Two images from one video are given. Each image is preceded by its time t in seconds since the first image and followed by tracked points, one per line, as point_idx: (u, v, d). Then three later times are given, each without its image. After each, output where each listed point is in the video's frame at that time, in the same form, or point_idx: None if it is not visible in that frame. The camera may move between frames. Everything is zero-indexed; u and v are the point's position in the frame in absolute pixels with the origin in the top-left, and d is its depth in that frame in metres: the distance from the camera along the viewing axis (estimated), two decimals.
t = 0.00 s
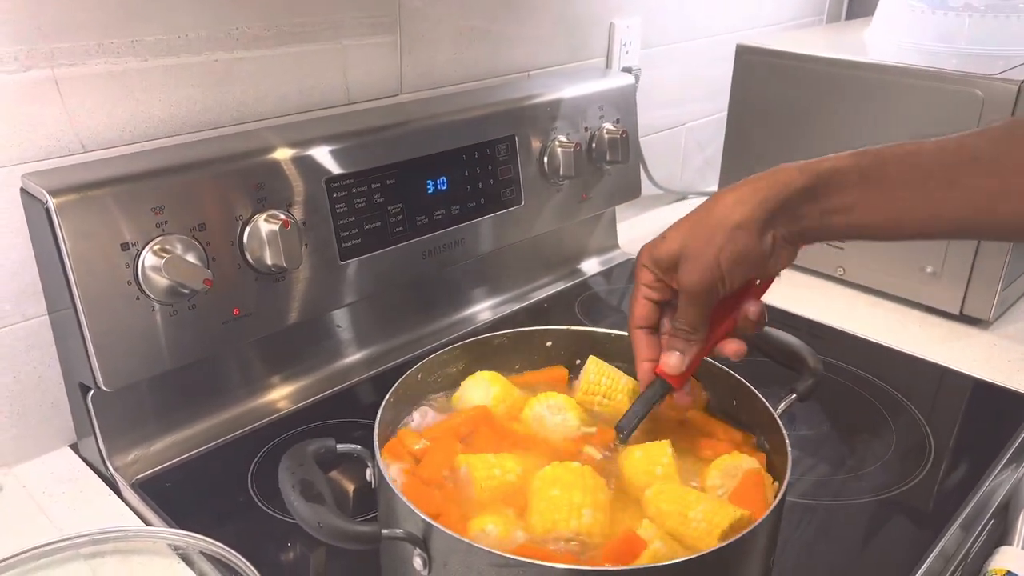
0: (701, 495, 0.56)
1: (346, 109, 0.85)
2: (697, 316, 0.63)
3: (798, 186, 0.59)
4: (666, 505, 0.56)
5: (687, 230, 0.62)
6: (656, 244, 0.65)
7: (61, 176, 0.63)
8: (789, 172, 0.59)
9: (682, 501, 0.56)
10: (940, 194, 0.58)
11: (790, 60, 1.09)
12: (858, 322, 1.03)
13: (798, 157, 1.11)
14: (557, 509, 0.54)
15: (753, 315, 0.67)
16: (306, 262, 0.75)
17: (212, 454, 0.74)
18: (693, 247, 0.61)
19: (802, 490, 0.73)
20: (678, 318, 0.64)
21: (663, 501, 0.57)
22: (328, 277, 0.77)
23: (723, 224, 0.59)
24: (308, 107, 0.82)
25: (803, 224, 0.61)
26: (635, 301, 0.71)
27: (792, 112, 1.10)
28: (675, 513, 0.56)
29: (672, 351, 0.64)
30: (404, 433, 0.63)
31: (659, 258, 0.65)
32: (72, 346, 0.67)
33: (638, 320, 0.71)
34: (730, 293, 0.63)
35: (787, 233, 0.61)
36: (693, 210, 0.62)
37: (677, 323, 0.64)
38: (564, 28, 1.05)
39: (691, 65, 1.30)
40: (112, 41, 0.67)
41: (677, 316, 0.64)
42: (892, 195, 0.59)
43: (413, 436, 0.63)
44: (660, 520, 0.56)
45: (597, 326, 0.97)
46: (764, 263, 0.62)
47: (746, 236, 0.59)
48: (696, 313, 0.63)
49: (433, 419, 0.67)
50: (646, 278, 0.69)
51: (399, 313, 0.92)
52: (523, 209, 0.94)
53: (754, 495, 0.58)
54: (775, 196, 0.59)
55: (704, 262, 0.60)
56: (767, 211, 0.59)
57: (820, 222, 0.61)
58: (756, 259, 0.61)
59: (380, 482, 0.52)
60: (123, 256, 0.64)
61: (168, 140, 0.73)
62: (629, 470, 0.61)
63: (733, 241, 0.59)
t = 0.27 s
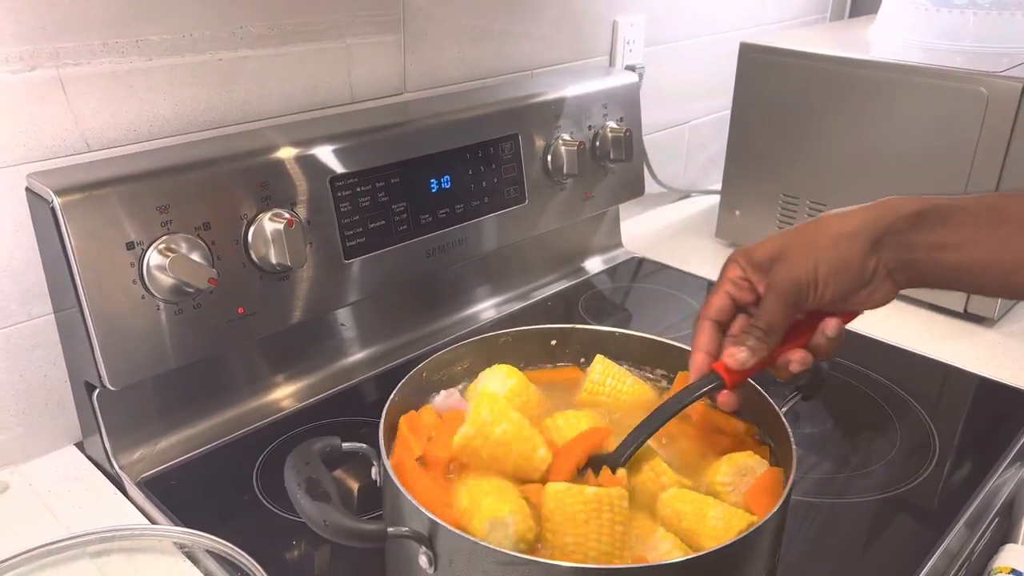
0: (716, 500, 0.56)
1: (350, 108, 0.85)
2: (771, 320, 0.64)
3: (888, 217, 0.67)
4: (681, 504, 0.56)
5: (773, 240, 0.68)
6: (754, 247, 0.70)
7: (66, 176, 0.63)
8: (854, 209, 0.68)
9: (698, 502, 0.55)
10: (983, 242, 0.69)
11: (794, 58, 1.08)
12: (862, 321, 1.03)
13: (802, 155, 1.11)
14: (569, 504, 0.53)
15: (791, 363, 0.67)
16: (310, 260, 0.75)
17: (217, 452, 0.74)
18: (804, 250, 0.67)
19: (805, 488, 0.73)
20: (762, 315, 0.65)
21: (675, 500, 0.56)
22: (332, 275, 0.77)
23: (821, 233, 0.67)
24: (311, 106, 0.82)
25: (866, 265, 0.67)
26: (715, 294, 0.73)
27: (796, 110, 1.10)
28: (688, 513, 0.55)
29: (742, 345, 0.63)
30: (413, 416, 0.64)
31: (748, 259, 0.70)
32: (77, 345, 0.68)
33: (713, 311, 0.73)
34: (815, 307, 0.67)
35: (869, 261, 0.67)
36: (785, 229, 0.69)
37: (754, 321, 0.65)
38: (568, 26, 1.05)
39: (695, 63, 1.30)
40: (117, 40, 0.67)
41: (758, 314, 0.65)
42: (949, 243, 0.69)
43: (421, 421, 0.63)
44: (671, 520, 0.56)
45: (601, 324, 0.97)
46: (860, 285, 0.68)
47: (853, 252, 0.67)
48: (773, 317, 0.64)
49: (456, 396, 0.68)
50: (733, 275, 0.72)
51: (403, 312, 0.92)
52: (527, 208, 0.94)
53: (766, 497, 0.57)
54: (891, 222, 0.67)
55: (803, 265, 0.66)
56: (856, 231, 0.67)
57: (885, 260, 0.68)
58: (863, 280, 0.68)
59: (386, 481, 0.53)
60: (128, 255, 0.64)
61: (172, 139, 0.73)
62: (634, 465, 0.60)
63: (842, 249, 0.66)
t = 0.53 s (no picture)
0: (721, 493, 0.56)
1: (351, 106, 0.85)
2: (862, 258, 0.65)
3: (954, 186, 0.69)
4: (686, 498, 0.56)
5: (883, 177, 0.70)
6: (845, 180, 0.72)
7: (69, 175, 0.64)
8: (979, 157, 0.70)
9: (700, 495, 0.56)
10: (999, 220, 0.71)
11: (795, 54, 1.08)
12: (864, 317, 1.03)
13: (804, 151, 1.11)
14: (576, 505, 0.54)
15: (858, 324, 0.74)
16: (312, 259, 0.76)
17: (220, 451, 0.75)
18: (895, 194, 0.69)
19: (808, 484, 0.73)
20: (844, 264, 0.65)
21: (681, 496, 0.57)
22: (334, 274, 0.78)
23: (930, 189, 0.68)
24: (313, 105, 0.82)
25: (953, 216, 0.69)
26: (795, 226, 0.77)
27: (797, 107, 1.10)
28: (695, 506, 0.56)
29: (817, 295, 0.63)
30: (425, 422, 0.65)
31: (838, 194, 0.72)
32: (80, 344, 0.68)
33: (790, 242, 0.77)
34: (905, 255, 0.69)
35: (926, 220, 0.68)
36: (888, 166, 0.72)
37: (836, 269, 0.65)
38: (569, 23, 1.05)
39: (696, 60, 1.30)
40: (119, 40, 0.67)
41: (844, 258, 0.65)
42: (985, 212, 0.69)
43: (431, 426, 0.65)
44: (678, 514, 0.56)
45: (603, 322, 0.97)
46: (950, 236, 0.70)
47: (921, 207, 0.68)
48: (871, 254, 0.65)
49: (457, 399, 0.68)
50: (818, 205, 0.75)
51: (405, 310, 0.92)
52: (528, 205, 0.94)
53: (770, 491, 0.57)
54: (997, 179, 0.69)
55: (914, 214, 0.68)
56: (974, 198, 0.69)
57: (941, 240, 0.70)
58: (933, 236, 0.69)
59: (390, 479, 0.53)
60: (131, 254, 0.64)
61: (175, 138, 0.73)
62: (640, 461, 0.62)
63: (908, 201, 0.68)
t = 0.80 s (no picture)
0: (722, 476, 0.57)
1: (353, 99, 0.85)
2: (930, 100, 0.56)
3: None
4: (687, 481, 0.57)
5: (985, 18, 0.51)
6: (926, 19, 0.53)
7: (72, 168, 0.64)
8: None
9: (702, 479, 0.57)
10: None
11: (796, 45, 1.08)
12: (866, 308, 1.03)
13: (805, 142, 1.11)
14: (583, 492, 0.54)
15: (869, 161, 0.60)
16: (315, 251, 0.76)
17: (224, 443, 0.75)
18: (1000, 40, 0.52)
19: (811, 473, 0.74)
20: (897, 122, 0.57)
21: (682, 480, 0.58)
22: (337, 266, 0.78)
23: None
24: (314, 97, 0.82)
25: None
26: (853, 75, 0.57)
27: (799, 98, 1.10)
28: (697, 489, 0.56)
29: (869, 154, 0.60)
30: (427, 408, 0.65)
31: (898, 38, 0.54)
32: (85, 336, 0.68)
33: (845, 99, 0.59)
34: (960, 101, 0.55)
35: None
36: None
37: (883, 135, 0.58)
38: (570, 15, 1.05)
39: (698, 52, 1.30)
40: (121, 32, 0.67)
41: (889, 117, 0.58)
42: None
43: (432, 414, 0.65)
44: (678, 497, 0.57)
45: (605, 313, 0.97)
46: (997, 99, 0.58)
47: None
48: (922, 112, 0.56)
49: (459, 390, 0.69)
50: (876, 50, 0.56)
51: (407, 302, 0.92)
52: (530, 197, 0.94)
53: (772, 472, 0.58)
54: None
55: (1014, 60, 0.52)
56: None
57: None
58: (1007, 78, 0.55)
59: (394, 469, 0.53)
60: (135, 246, 0.65)
61: (177, 131, 0.73)
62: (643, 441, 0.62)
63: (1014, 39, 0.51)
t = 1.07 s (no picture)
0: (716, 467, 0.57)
1: (351, 92, 0.85)
2: (894, 184, 0.56)
3: None
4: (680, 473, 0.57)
5: (920, 115, 0.52)
6: (869, 126, 0.53)
7: (69, 161, 0.64)
8: None
9: (698, 469, 0.57)
10: None
11: (795, 37, 1.08)
12: (866, 299, 1.03)
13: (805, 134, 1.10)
14: (574, 485, 0.54)
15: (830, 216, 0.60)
16: (314, 244, 0.76)
17: (224, 436, 0.75)
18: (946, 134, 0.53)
19: (810, 465, 0.74)
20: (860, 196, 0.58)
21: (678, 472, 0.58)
22: (336, 259, 0.78)
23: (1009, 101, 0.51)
24: (312, 91, 0.82)
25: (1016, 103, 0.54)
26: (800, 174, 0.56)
27: (798, 90, 1.10)
28: (691, 481, 0.57)
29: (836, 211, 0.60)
30: (425, 397, 0.65)
31: (840, 148, 0.54)
32: (84, 330, 0.68)
33: (801, 197, 0.57)
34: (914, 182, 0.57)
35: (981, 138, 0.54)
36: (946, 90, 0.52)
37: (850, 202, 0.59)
38: (568, 7, 1.05)
39: (696, 45, 1.30)
40: (118, 26, 0.67)
41: (854, 192, 0.58)
42: None
43: (432, 402, 0.65)
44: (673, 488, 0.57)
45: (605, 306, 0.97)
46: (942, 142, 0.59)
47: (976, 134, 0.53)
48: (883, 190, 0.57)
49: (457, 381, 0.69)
50: (821, 156, 0.54)
51: (407, 296, 0.92)
52: (529, 190, 0.94)
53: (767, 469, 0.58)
54: None
55: (961, 152, 0.54)
56: None
57: None
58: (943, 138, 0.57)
59: (392, 460, 0.53)
60: (133, 239, 0.64)
61: (174, 124, 0.73)
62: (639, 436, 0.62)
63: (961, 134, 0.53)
